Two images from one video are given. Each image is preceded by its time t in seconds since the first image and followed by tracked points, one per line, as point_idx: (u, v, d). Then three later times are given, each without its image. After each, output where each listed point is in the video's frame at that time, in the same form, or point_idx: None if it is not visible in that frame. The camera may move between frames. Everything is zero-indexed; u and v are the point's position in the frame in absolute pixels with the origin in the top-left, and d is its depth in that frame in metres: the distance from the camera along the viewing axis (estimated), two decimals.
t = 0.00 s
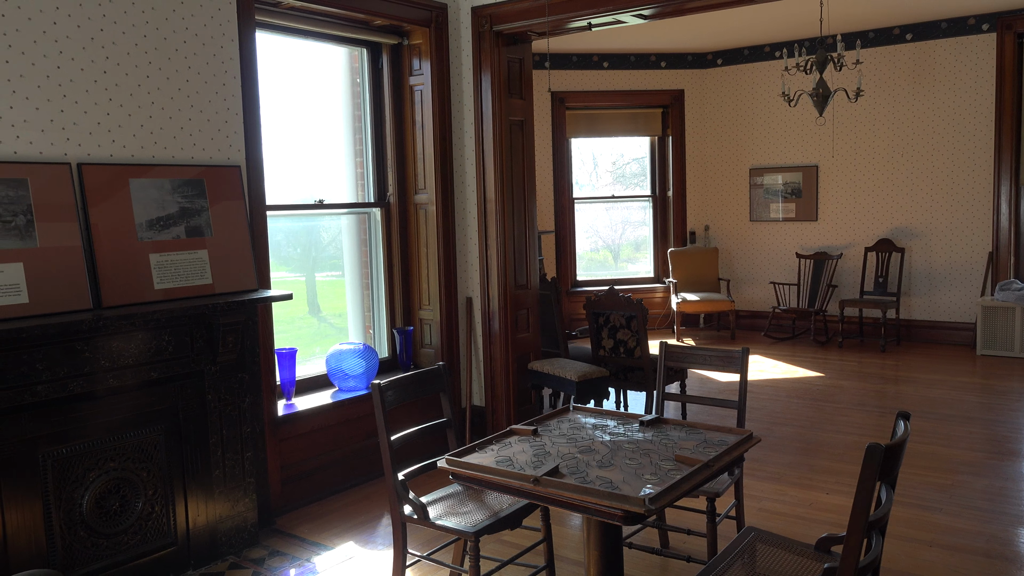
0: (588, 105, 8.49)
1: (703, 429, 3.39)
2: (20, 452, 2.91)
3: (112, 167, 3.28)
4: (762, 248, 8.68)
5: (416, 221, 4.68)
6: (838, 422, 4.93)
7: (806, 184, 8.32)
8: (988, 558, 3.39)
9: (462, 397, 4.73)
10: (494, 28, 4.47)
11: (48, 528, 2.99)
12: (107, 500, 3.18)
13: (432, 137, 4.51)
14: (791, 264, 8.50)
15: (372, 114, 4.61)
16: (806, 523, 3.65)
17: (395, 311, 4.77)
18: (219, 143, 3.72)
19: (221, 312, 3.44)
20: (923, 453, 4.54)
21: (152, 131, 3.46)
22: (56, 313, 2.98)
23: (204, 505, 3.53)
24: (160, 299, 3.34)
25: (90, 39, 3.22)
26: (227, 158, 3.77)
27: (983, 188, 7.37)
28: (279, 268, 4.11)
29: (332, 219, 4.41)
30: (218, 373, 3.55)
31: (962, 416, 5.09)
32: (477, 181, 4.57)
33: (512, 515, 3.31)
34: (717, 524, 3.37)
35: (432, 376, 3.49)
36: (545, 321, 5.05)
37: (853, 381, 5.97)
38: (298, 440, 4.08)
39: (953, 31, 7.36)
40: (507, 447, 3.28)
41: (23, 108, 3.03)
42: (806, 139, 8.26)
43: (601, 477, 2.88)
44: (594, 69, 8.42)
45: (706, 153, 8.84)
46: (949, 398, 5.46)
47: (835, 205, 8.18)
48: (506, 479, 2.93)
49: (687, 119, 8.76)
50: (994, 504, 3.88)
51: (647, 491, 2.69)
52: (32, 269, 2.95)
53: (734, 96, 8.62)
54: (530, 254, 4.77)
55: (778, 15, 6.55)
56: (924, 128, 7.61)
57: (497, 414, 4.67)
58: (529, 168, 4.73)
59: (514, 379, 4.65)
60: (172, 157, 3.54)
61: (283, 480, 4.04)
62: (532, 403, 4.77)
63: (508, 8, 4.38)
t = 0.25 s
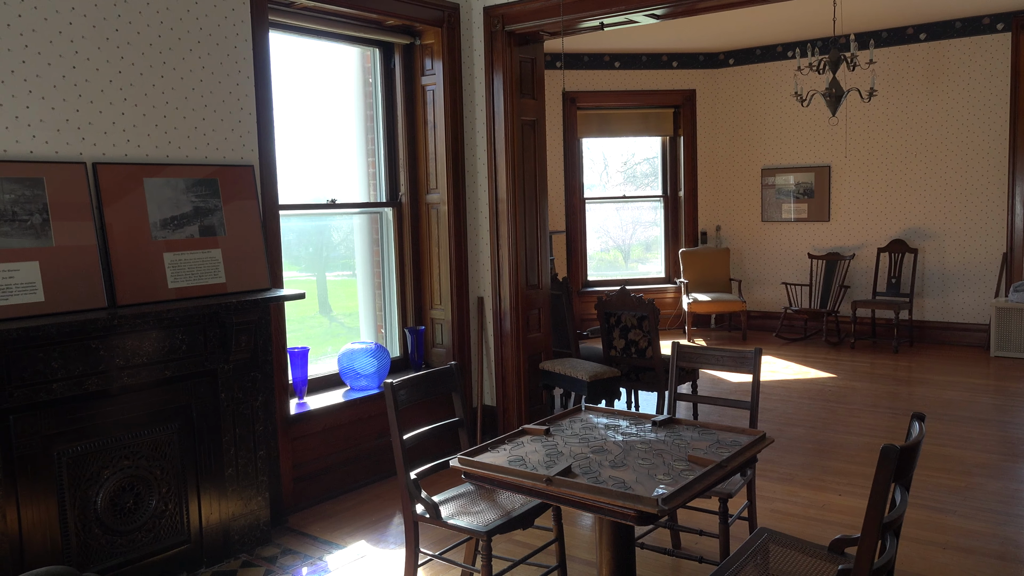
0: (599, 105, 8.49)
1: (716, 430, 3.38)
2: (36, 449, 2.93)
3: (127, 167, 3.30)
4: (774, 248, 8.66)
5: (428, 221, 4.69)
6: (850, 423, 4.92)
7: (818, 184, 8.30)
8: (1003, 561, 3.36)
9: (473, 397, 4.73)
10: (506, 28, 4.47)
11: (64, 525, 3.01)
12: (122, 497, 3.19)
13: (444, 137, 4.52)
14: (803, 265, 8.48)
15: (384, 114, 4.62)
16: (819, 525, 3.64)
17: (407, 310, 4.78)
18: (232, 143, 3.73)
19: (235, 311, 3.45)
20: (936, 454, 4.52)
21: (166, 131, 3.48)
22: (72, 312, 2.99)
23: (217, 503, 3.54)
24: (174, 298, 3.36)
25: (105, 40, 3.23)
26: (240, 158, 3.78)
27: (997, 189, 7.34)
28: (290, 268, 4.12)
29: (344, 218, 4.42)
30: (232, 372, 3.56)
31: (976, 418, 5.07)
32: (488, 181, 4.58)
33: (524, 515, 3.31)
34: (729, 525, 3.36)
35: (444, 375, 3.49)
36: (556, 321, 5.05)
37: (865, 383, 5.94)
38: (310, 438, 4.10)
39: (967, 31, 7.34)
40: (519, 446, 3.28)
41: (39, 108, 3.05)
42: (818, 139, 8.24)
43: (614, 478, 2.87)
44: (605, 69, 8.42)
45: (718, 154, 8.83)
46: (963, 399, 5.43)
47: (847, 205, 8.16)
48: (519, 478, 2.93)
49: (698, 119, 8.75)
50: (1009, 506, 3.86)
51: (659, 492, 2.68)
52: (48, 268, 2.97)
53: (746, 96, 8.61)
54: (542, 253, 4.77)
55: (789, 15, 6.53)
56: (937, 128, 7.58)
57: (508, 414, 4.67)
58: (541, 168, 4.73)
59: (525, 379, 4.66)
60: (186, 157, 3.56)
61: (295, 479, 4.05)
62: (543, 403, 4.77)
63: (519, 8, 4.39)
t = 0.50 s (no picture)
0: (611, 104, 8.48)
1: (731, 429, 3.36)
2: (54, 447, 2.95)
3: (143, 166, 3.32)
4: (788, 247, 8.63)
5: (441, 220, 4.70)
6: (865, 422, 4.89)
7: (832, 183, 8.26)
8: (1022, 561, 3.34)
9: (486, 396, 4.74)
10: (519, 27, 4.47)
11: (81, 522, 3.03)
12: (139, 495, 3.21)
13: (457, 136, 4.52)
14: (817, 263, 8.45)
15: (398, 113, 4.63)
16: (834, 524, 3.62)
17: (420, 309, 4.78)
18: (247, 142, 3.75)
19: (250, 310, 3.46)
20: (952, 454, 4.50)
21: (181, 130, 3.50)
22: (89, 311, 3.01)
23: (232, 501, 3.56)
24: (190, 297, 3.37)
25: (122, 40, 3.25)
26: (255, 157, 3.79)
27: (1014, 187, 7.29)
28: (303, 267, 4.13)
29: (358, 217, 4.43)
30: (247, 370, 3.57)
31: (993, 417, 5.03)
32: (502, 180, 4.58)
33: (539, 513, 3.30)
34: (744, 524, 3.34)
35: (459, 374, 3.49)
36: (570, 320, 5.05)
37: (880, 382, 5.92)
38: (324, 437, 4.11)
39: (984, 28, 7.29)
40: (534, 445, 3.28)
41: (57, 109, 3.06)
42: (832, 138, 8.21)
43: (629, 476, 2.86)
44: (617, 67, 8.42)
45: (731, 152, 8.81)
46: (980, 399, 5.40)
47: (861, 203, 8.13)
48: (534, 477, 2.93)
49: (711, 117, 8.74)
50: None
51: (675, 490, 2.67)
52: (65, 267, 2.99)
53: (759, 94, 8.59)
54: (555, 252, 4.77)
55: (802, 12, 6.51)
56: (953, 126, 7.54)
57: (521, 412, 4.67)
58: (554, 167, 4.73)
59: (539, 378, 4.66)
60: (202, 157, 3.57)
61: (309, 477, 4.06)
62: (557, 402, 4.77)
63: (532, 7, 4.39)
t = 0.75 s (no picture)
0: (622, 102, 8.47)
1: (745, 427, 3.35)
2: (70, 445, 2.97)
3: (156, 166, 3.33)
4: (800, 244, 8.61)
5: (452, 218, 4.71)
6: (878, 421, 4.87)
7: (845, 180, 8.23)
8: None
9: (499, 394, 4.74)
10: (530, 24, 4.47)
11: (97, 519, 3.05)
12: (153, 492, 3.22)
13: (468, 134, 4.53)
14: (830, 261, 8.42)
15: (409, 112, 4.63)
16: (848, 523, 3.61)
17: (432, 307, 4.79)
18: (260, 141, 3.76)
19: (263, 308, 3.47)
20: (967, 452, 4.47)
21: (194, 130, 3.51)
22: (103, 309, 3.03)
23: (246, 499, 3.57)
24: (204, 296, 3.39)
25: (135, 40, 3.26)
26: (267, 156, 3.80)
27: None
28: (314, 265, 4.13)
29: (370, 216, 4.44)
30: (260, 369, 3.58)
31: (1007, 415, 5.00)
32: (513, 178, 4.58)
33: (552, 511, 3.30)
34: (758, 522, 3.32)
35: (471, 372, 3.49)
36: (581, 318, 5.05)
37: (894, 380, 5.89)
38: (336, 435, 4.12)
39: (997, 23, 7.25)
40: (547, 443, 3.28)
41: (71, 109, 3.08)
42: (843, 135, 8.18)
43: (642, 474, 2.86)
44: (628, 65, 8.41)
45: (742, 149, 8.79)
46: (994, 397, 5.37)
47: (874, 201, 8.09)
48: (547, 475, 2.92)
49: (722, 114, 8.72)
50: None
51: (689, 488, 2.66)
52: (80, 266, 3.00)
53: (771, 91, 8.57)
54: (567, 250, 4.76)
55: (813, 9, 6.49)
56: (967, 122, 7.49)
57: (533, 411, 4.67)
58: (565, 164, 4.73)
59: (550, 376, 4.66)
60: (214, 156, 3.59)
61: (322, 475, 4.07)
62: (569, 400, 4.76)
63: (542, 5, 4.39)
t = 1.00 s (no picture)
0: (635, 100, 8.46)
1: (760, 426, 3.34)
2: (87, 443, 2.99)
3: (171, 165, 3.35)
4: (813, 243, 8.57)
5: (465, 217, 4.71)
6: (894, 420, 4.85)
7: (859, 178, 8.19)
8: None
9: (512, 393, 4.74)
10: (544, 23, 4.46)
11: (114, 517, 3.07)
12: (169, 490, 3.24)
13: (481, 133, 4.54)
14: (844, 259, 8.38)
15: (422, 111, 4.64)
16: (863, 523, 3.59)
17: (445, 306, 4.80)
18: (274, 141, 3.77)
19: (278, 308, 3.48)
20: (983, 452, 4.44)
21: (209, 129, 3.52)
22: (120, 308, 3.04)
23: (260, 497, 3.58)
24: (219, 295, 3.40)
25: (151, 40, 3.28)
26: (282, 156, 3.82)
27: None
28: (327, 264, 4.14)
29: (384, 215, 4.45)
30: (275, 368, 3.60)
31: None
32: (526, 177, 4.58)
33: (567, 510, 3.30)
34: (773, 522, 3.30)
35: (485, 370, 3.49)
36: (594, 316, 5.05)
37: (909, 379, 5.86)
38: (350, 433, 4.13)
39: (1014, 20, 7.19)
40: (562, 442, 3.27)
41: (88, 109, 3.10)
42: (857, 133, 8.14)
43: (658, 473, 2.85)
44: (641, 63, 8.39)
45: (755, 148, 8.76)
46: (1011, 396, 5.33)
47: (888, 199, 8.05)
48: (562, 474, 2.90)
49: (735, 112, 8.69)
50: None
51: (705, 488, 2.65)
52: (97, 266, 3.02)
53: (785, 88, 8.54)
54: (580, 249, 4.76)
55: (827, 6, 6.45)
56: (983, 119, 7.44)
57: (546, 409, 4.67)
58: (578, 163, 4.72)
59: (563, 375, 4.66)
60: (229, 156, 3.60)
61: (336, 473, 4.09)
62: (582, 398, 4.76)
63: (554, 5, 4.39)
